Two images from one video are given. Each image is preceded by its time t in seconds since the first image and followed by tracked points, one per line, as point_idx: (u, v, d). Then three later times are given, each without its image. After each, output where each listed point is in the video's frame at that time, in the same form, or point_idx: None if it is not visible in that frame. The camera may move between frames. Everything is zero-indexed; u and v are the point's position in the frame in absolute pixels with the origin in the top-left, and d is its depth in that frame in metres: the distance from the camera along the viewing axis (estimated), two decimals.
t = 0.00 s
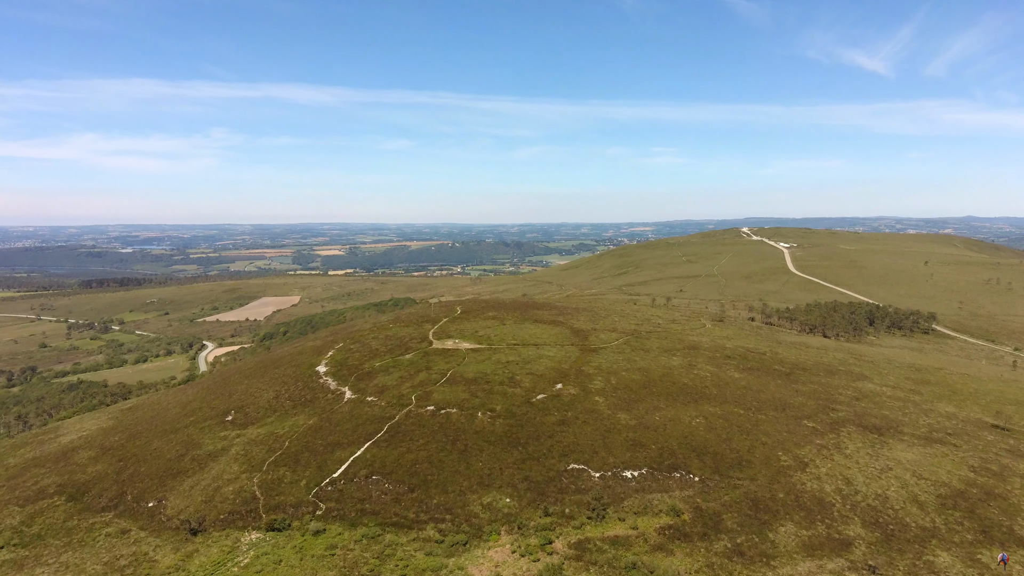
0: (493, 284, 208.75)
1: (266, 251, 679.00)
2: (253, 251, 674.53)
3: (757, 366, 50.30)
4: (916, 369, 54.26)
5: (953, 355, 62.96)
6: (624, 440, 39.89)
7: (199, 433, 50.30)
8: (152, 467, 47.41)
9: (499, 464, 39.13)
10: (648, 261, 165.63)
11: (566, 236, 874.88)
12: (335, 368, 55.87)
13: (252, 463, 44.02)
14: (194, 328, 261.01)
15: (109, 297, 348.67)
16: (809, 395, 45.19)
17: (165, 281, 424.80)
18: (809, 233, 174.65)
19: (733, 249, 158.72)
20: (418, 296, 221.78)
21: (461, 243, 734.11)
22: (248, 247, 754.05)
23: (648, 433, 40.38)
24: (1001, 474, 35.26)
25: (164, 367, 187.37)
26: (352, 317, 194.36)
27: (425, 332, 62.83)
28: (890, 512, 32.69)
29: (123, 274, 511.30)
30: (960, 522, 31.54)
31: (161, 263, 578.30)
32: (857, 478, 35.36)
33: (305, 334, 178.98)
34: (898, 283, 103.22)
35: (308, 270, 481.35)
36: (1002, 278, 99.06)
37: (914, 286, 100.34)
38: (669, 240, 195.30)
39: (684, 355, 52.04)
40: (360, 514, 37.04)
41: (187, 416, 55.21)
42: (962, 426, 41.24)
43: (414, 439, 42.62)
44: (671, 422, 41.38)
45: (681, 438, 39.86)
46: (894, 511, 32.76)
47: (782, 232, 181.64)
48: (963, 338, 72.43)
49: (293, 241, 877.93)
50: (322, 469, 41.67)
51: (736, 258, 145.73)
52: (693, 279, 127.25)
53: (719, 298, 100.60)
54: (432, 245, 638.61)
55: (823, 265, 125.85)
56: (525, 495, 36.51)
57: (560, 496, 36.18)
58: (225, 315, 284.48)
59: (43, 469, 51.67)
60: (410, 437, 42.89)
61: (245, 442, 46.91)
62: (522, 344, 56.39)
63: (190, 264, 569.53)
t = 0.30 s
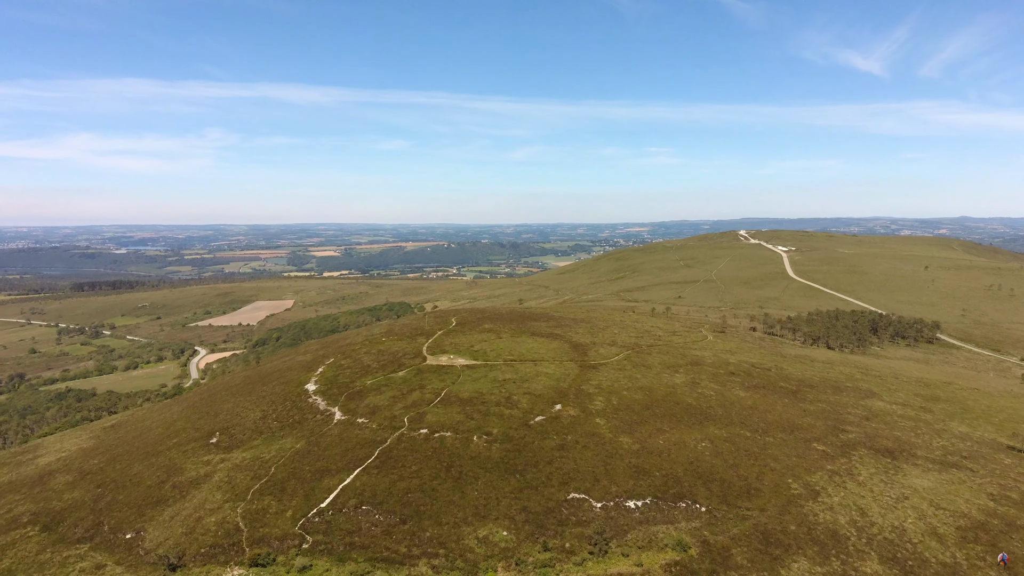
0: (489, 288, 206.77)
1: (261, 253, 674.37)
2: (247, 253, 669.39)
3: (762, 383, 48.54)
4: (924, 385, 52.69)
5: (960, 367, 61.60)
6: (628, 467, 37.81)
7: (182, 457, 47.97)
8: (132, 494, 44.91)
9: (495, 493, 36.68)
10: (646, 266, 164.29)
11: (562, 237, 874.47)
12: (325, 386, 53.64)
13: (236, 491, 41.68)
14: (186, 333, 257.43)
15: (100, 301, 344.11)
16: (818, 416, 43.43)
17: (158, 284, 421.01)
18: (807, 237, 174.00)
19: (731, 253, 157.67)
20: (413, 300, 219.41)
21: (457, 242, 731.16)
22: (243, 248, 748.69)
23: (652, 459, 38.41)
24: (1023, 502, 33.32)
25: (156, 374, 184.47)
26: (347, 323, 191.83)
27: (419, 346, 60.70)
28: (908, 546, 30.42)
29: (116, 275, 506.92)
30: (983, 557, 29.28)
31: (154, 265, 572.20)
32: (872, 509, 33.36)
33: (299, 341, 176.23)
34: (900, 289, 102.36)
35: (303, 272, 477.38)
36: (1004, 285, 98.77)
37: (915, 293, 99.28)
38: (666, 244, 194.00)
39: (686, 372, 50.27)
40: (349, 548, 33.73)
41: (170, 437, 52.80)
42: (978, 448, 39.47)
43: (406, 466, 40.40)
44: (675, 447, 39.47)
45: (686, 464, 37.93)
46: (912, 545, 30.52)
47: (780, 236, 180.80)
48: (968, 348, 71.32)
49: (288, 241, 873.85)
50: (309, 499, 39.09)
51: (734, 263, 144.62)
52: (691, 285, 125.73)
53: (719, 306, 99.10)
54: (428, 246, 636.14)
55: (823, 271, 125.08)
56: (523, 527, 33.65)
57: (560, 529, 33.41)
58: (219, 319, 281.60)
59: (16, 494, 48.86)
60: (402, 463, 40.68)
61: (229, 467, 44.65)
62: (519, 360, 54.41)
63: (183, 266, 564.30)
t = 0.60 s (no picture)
0: (485, 288, 204.68)
1: (255, 252, 668.90)
2: (241, 252, 663.57)
3: (768, 390, 46.77)
4: (934, 391, 51.14)
5: (968, 371, 60.16)
6: (632, 481, 35.84)
7: (163, 470, 45.46)
8: (109, 509, 42.25)
9: (492, 509, 34.47)
10: (643, 266, 162.74)
11: (558, 236, 873.46)
12: (314, 393, 51.40)
13: (219, 506, 39.22)
14: (178, 334, 253.71)
15: (91, 301, 339.36)
16: (828, 425, 41.69)
17: (151, 283, 416.57)
18: (806, 237, 173.05)
19: (729, 254, 156.44)
20: (408, 300, 216.96)
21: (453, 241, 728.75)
22: (237, 247, 742.31)
23: (657, 472, 36.57)
24: None
25: (146, 376, 181.46)
26: (341, 324, 189.24)
27: (412, 351, 58.59)
28: (932, 566, 28.48)
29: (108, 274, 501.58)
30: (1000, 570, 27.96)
31: (146, 264, 565.98)
32: (891, 526, 31.44)
33: (292, 342, 173.46)
34: (902, 290, 101.25)
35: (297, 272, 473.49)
36: (1006, 286, 97.96)
37: (917, 294, 98.22)
38: (663, 243, 192.43)
39: (690, 378, 48.43)
40: (336, 568, 31.46)
41: (152, 447, 50.27)
42: (995, 459, 37.82)
43: (399, 479, 38.21)
44: (681, 459, 37.62)
45: (693, 477, 36.09)
46: (936, 564, 28.58)
47: (779, 236, 179.77)
48: (974, 350, 70.04)
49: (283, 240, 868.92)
50: (295, 514, 36.74)
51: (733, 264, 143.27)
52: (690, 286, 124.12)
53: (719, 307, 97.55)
54: (424, 245, 633.28)
55: (823, 271, 124.00)
56: (522, 545, 31.44)
57: (560, 548, 31.23)
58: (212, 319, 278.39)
59: None
60: (394, 477, 38.48)
61: (212, 481, 42.21)
62: (517, 366, 52.38)
63: (176, 266, 558.69)
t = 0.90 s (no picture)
0: (481, 289, 202.71)
1: (250, 252, 663.40)
2: (235, 252, 658.13)
3: (776, 398, 45.04)
4: (945, 397, 49.53)
5: (978, 376, 58.70)
6: (637, 498, 33.80)
7: (143, 484, 42.94)
8: (83, 526, 39.48)
9: (489, 527, 32.18)
10: (642, 267, 161.24)
11: (555, 236, 872.59)
12: (303, 402, 49.19)
13: (199, 523, 36.66)
14: (169, 336, 250.01)
15: (82, 302, 334.52)
16: (839, 435, 39.97)
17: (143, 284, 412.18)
18: (804, 238, 172.07)
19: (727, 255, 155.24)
20: (404, 302, 214.60)
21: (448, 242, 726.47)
22: (234, 247, 739.43)
23: (662, 487, 34.61)
24: None
25: (137, 379, 178.39)
26: (335, 326, 186.56)
27: (406, 356, 56.50)
28: None
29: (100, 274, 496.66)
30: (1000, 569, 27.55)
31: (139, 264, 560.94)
32: (913, 546, 29.50)
33: (285, 345, 170.68)
34: (903, 293, 100.12)
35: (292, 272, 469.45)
36: (1008, 288, 97.01)
37: (919, 296, 97.20)
38: (661, 244, 191.16)
39: (695, 386, 46.60)
40: None
41: (131, 459, 47.66)
42: (1016, 472, 36.09)
43: (391, 494, 35.91)
44: (688, 473, 35.75)
45: (700, 493, 34.16)
46: None
47: (777, 236, 178.71)
48: (980, 354, 68.75)
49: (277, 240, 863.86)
50: (280, 532, 34.22)
51: (731, 265, 141.89)
52: (689, 287, 122.51)
53: (719, 310, 96.01)
54: (419, 246, 630.41)
55: (823, 273, 122.80)
56: (520, 568, 29.12)
57: (561, 570, 28.95)
58: (205, 320, 275.23)
59: None
60: (385, 492, 36.20)
61: (194, 496, 39.78)
62: (515, 372, 50.42)
63: (170, 266, 553.14)
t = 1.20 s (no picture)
0: (478, 290, 200.55)
1: (244, 251, 658.35)
2: (230, 251, 652.82)
3: (785, 406, 43.26)
4: (958, 403, 47.96)
5: (988, 381, 57.26)
6: (644, 514, 31.75)
7: (122, 498, 40.41)
8: (54, 544, 36.82)
9: (488, 546, 29.90)
10: (640, 267, 159.73)
11: (552, 236, 871.78)
12: (292, 410, 46.97)
13: (178, 541, 34.22)
14: (161, 337, 246.42)
15: (73, 302, 329.61)
16: (853, 446, 38.15)
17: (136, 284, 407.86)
18: (803, 237, 171.24)
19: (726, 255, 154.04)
20: (399, 302, 212.05)
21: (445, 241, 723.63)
22: (229, 246, 734.02)
23: (671, 502, 32.59)
24: None
25: (128, 381, 175.36)
26: (329, 327, 183.81)
27: (400, 362, 54.38)
28: None
29: (93, 274, 491.31)
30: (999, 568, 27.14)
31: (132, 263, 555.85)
32: (939, 565, 27.58)
33: (278, 346, 167.86)
34: (906, 294, 99.08)
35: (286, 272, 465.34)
36: (1011, 289, 96.18)
37: (922, 298, 96.02)
38: (659, 244, 189.82)
39: (701, 393, 44.75)
40: None
41: (110, 471, 45.11)
42: None
43: (382, 510, 33.60)
44: (697, 487, 33.80)
45: (711, 509, 32.17)
46: None
47: (775, 236, 177.72)
48: (988, 357, 67.43)
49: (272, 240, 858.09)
50: (263, 550, 31.72)
51: (731, 265, 140.55)
52: (689, 288, 120.72)
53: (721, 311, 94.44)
54: (416, 245, 627.40)
55: (823, 273, 121.69)
56: None
57: None
58: (199, 321, 272.02)
59: None
60: (377, 507, 33.89)
61: (174, 511, 37.38)
62: (513, 378, 48.39)
63: (163, 265, 547.77)
